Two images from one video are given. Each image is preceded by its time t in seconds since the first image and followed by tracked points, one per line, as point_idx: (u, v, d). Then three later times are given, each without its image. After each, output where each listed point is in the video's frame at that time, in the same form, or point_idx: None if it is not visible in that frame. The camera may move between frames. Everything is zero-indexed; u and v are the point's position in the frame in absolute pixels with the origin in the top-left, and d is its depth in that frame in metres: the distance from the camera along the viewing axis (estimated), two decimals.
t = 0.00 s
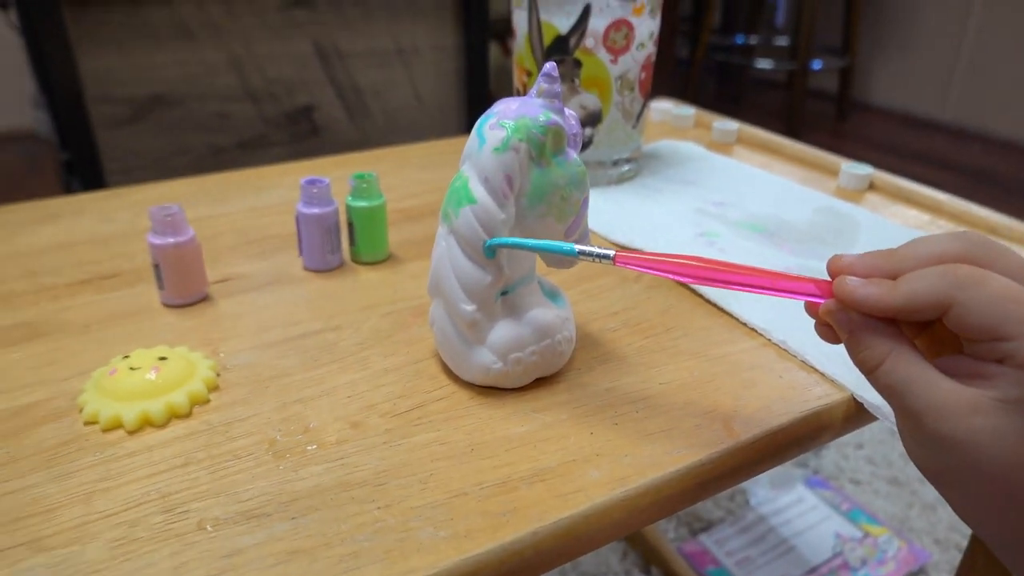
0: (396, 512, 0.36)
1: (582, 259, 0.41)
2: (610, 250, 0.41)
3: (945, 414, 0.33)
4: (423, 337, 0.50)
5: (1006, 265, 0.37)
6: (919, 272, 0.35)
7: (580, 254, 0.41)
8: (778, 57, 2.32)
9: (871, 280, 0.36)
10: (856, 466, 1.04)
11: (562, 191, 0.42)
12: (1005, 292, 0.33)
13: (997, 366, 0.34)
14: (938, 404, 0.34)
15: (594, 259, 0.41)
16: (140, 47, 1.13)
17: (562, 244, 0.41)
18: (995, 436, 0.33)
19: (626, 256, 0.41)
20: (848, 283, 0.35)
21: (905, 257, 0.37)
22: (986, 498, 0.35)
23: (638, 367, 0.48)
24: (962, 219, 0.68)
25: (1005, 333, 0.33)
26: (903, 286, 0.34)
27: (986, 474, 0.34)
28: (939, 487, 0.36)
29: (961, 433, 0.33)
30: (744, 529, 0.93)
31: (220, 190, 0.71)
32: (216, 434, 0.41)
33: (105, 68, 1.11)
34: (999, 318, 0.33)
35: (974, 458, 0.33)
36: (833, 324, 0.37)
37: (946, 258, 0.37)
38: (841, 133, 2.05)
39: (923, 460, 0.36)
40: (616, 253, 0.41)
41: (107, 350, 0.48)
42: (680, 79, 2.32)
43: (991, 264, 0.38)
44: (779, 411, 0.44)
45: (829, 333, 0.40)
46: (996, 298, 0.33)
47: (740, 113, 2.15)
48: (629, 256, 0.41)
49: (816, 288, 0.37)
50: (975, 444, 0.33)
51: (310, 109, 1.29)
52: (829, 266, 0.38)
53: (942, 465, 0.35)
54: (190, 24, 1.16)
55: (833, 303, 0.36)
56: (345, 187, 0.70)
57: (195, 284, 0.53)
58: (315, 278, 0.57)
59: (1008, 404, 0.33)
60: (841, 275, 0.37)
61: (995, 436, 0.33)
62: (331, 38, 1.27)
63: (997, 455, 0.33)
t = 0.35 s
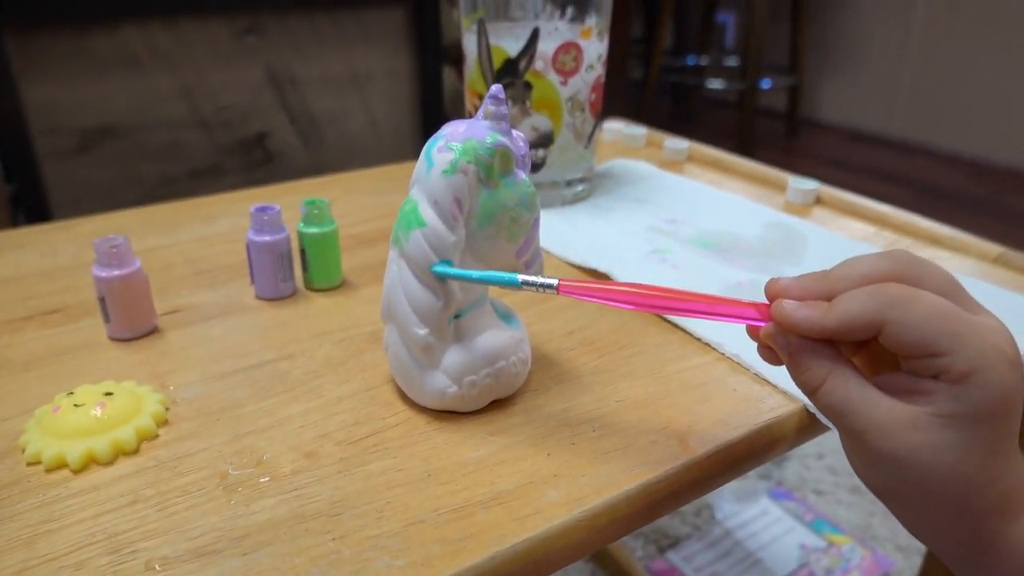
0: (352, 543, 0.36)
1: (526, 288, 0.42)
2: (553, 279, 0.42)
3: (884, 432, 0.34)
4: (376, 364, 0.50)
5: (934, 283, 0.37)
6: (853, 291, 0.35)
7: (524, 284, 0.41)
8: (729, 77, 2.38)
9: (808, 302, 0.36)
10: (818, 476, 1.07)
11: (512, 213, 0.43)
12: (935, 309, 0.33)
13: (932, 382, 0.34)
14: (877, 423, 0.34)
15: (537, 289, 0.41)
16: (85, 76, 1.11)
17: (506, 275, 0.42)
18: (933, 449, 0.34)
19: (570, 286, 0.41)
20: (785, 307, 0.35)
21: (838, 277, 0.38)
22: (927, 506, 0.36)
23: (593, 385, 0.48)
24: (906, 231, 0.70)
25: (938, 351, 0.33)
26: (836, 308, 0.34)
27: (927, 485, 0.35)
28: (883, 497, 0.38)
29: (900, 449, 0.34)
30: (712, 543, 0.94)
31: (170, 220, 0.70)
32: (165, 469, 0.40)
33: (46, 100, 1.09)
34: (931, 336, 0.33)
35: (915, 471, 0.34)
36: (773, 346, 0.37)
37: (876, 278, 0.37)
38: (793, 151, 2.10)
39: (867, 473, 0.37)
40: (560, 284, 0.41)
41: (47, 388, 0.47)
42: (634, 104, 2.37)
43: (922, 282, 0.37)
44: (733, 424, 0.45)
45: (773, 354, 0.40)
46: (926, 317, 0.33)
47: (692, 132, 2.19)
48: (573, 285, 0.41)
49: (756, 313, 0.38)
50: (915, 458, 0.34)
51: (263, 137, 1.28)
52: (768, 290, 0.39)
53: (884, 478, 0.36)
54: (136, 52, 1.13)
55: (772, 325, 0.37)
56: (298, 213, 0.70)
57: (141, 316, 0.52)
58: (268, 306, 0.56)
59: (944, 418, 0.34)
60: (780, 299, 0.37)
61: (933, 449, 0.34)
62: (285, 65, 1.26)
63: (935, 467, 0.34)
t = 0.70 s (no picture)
0: (298, 561, 0.34)
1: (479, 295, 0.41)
2: (507, 284, 0.41)
3: (843, 418, 0.33)
4: (328, 377, 0.48)
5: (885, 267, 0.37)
6: (806, 278, 0.34)
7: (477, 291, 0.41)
8: (687, 83, 2.41)
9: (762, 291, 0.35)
10: (792, 473, 1.06)
11: (455, 215, 0.42)
12: (886, 292, 0.32)
13: (887, 365, 0.33)
14: (836, 409, 0.33)
15: (491, 296, 0.41)
16: (27, 100, 1.08)
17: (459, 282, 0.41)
18: (894, 434, 0.33)
19: (524, 290, 0.40)
20: (739, 296, 0.35)
21: (791, 265, 0.37)
22: (892, 493, 0.35)
23: (548, 388, 0.47)
24: (860, 221, 0.71)
25: (891, 333, 0.32)
26: (789, 296, 0.33)
27: (890, 471, 0.34)
28: (851, 487, 0.37)
29: (861, 435, 0.33)
30: (689, 545, 0.93)
31: (114, 242, 0.68)
32: (103, 496, 0.39)
33: None
34: (883, 318, 0.32)
35: (876, 458, 0.33)
36: (730, 338, 0.36)
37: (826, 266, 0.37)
38: (753, 153, 2.12)
39: (831, 463, 0.36)
40: (514, 288, 0.40)
41: None
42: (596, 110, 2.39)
43: (872, 267, 0.37)
44: (692, 420, 0.44)
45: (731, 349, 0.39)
46: (876, 300, 0.32)
47: (652, 138, 2.21)
48: (527, 289, 0.40)
49: (713, 305, 0.37)
50: (876, 444, 0.33)
51: (216, 156, 1.27)
52: (723, 282, 0.38)
53: (847, 467, 0.35)
54: (80, 76, 1.11)
55: (728, 317, 0.36)
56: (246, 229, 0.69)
57: (80, 340, 0.50)
58: (215, 324, 0.55)
59: (903, 402, 0.33)
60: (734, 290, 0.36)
61: (893, 435, 0.33)
62: (235, 84, 1.25)
63: (897, 452, 0.33)
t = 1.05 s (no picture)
0: (284, 546, 0.34)
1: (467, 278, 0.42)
2: (494, 267, 0.41)
3: (819, 405, 0.34)
4: (312, 367, 0.49)
5: (864, 257, 0.38)
6: (788, 268, 0.35)
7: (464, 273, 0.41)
8: (668, 84, 2.43)
9: (744, 280, 0.36)
10: (766, 470, 1.07)
11: (442, 207, 0.42)
12: (864, 283, 0.33)
13: (863, 355, 0.34)
14: (813, 397, 0.34)
15: (478, 279, 0.41)
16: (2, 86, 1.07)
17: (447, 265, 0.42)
18: (867, 421, 0.34)
19: (510, 274, 0.41)
20: (722, 285, 0.35)
21: (774, 255, 0.38)
22: (862, 478, 0.36)
23: (531, 380, 0.48)
24: (836, 221, 0.72)
25: (868, 324, 0.33)
26: (771, 285, 0.34)
27: (862, 457, 0.35)
28: (823, 473, 0.38)
29: (836, 422, 0.34)
30: (665, 541, 0.94)
31: (95, 231, 0.68)
32: (87, 483, 0.39)
33: None
34: (861, 309, 0.33)
35: (850, 444, 0.35)
36: (711, 325, 0.37)
37: (810, 256, 0.38)
38: (732, 155, 2.15)
39: (806, 448, 0.37)
40: (500, 272, 0.41)
41: None
42: (577, 109, 2.40)
43: (851, 258, 0.38)
44: (671, 411, 0.45)
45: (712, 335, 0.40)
46: (855, 290, 0.33)
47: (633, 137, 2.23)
48: (513, 273, 0.41)
49: (696, 292, 0.38)
50: (849, 431, 0.34)
51: (195, 147, 1.26)
52: (707, 269, 0.39)
53: (821, 452, 0.36)
54: (58, 62, 1.10)
55: (710, 304, 0.37)
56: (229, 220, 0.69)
57: (62, 328, 0.50)
58: (198, 314, 0.55)
59: (877, 390, 0.34)
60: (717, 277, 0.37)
61: (867, 422, 0.34)
62: (215, 74, 1.24)
63: (870, 439, 0.34)
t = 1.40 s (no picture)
0: (258, 556, 0.34)
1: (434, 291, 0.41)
2: (462, 281, 0.41)
3: (788, 417, 0.35)
4: (289, 373, 0.48)
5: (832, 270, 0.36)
6: (756, 279, 0.35)
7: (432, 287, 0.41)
8: (651, 83, 2.44)
9: (712, 292, 0.36)
10: (750, 468, 1.07)
11: (418, 211, 0.42)
12: (830, 295, 0.33)
13: (832, 366, 0.34)
14: (782, 409, 0.35)
15: (445, 293, 0.41)
16: None
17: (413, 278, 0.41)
18: (836, 432, 0.34)
19: (478, 288, 0.41)
20: (690, 298, 0.35)
21: (741, 267, 0.36)
22: (833, 487, 0.36)
23: (510, 383, 0.48)
24: (814, 221, 0.72)
25: (835, 336, 0.33)
26: (738, 297, 0.34)
27: (832, 467, 0.35)
28: (795, 483, 0.38)
29: (805, 433, 0.35)
30: (649, 540, 0.94)
31: (69, 236, 0.67)
32: (58, 494, 0.38)
33: None
34: (827, 322, 0.33)
35: (819, 455, 0.35)
36: (682, 337, 0.37)
37: (775, 269, 0.36)
38: (714, 154, 2.16)
39: (777, 458, 0.37)
40: (468, 286, 0.41)
41: None
42: (560, 109, 2.41)
43: (819, 270, 0.36)
44: (650, 414, 0.45)
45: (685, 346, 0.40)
46: (822, 302, 0.33)
47: (616, 137, 2.24)
48: (482, 287, 0.41)
49: (664, 306, 0.38)
50: (818, 442, 0.35)
51: (174, 149, 1.25)
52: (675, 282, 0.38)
53: (791, 462, 0.36)
54: (31, 64, 1.08)
55: (679, 317, 0.36)
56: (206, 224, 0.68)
57: (33, 336, 0.49)
58: (174, 320, 0.54)
59: (844, 402, 0.34)
60: (686, 290, 0.37)
61: (836, 432, 0.34)
62: (193, 76, 1.23)
63: (839, 450, 0.35)
